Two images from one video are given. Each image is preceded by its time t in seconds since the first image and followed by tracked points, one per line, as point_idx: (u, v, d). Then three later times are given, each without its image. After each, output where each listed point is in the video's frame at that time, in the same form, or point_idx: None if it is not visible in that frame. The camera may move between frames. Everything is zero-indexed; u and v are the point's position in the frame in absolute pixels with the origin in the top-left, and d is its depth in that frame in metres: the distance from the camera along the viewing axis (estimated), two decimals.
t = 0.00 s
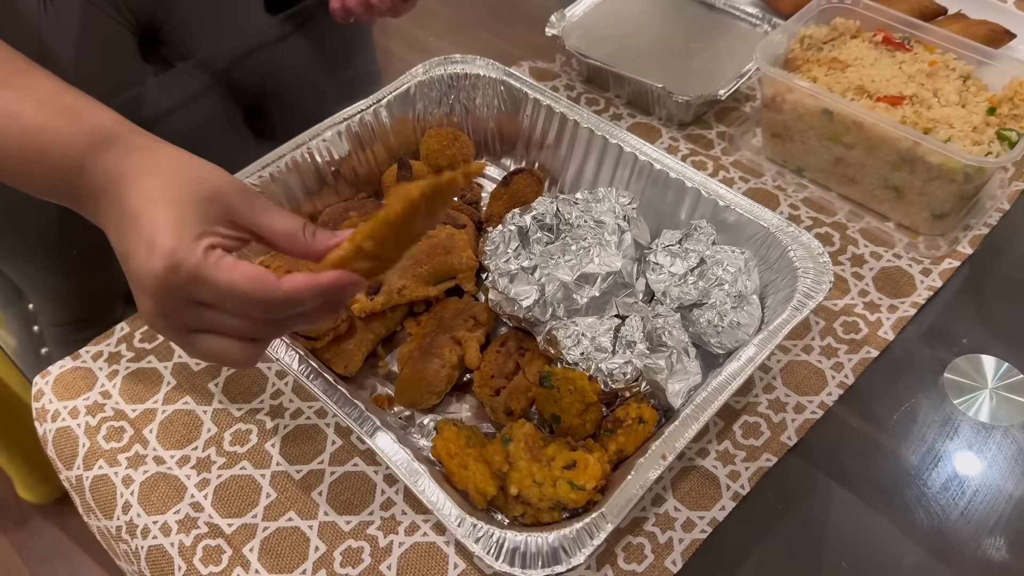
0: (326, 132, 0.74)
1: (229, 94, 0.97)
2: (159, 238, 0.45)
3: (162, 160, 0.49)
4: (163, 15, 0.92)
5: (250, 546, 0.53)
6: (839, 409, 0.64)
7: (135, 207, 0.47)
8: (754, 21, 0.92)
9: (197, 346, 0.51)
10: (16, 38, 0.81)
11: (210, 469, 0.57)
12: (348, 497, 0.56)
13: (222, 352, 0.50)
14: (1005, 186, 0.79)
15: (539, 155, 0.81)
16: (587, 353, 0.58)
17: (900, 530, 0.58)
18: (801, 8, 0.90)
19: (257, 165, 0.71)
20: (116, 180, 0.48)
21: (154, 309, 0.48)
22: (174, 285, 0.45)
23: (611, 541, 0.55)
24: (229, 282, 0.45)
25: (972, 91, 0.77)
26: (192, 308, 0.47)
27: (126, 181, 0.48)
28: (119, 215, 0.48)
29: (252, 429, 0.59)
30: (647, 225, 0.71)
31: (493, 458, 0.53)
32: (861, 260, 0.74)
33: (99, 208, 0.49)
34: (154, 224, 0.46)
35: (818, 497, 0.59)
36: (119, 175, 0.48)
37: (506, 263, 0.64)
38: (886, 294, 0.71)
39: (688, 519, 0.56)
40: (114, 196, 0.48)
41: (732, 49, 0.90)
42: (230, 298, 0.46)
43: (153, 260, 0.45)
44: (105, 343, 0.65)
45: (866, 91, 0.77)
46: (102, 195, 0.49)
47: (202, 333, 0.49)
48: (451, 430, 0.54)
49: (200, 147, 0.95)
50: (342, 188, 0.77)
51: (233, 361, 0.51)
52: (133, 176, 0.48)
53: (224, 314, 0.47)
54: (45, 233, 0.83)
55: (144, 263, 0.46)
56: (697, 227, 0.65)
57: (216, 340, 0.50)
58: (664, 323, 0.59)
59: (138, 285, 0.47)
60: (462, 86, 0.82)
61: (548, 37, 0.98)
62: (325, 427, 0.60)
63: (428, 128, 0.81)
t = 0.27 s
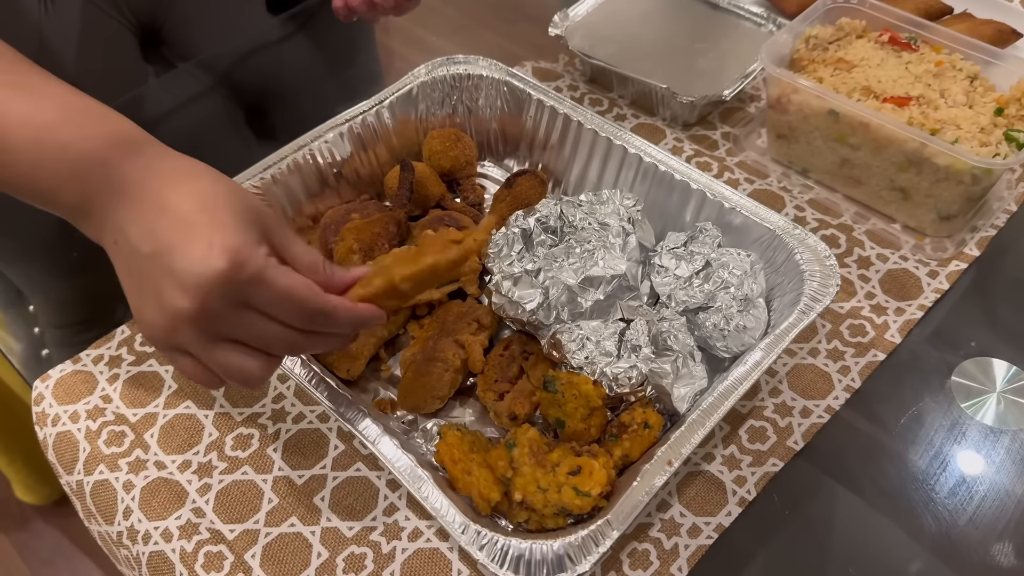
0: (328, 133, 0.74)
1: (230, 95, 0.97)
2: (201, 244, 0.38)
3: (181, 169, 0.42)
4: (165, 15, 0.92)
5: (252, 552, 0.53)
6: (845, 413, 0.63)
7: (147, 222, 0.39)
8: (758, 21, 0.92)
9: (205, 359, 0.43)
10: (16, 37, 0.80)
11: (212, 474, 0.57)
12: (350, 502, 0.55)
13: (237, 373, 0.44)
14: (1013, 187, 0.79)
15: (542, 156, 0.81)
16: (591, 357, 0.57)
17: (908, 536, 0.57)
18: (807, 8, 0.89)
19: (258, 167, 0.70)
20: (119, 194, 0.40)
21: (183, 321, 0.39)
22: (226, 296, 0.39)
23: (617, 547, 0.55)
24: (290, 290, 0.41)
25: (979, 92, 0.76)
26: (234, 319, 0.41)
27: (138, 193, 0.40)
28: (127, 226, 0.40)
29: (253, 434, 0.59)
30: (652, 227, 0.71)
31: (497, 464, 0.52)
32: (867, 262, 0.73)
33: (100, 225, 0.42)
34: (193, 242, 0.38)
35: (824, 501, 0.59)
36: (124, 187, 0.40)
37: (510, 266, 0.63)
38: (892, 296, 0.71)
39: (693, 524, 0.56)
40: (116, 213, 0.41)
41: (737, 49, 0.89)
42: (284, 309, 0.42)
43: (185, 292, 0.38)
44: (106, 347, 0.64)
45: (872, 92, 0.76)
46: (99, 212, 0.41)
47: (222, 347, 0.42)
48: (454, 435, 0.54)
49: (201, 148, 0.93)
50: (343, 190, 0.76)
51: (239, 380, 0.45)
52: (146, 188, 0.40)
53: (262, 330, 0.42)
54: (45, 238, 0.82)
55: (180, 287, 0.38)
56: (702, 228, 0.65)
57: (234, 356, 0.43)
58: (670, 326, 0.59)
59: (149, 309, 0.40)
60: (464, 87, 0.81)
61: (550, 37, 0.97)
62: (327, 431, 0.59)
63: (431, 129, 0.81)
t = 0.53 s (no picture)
0: (329, 136, 0.73)
1: (231, 97, 0.97)
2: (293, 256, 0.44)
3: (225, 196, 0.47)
4: (166, 14, 0.91)
5: (255, 557, 0.52)
6: (851, 417, 0.62)
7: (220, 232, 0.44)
8: (762, 22, 0.91)
9: (250, 353, 0.42)
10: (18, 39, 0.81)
11: (214, 478, 0.56)
12: (353, 508, 0.55)
13: (276, 373, 0.42)
14: (1018, 189, 0.78)
15: (545, 157, 0.80)
16: (595, 362, 0.57)
17: (914, 541, 0.57)
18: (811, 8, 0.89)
19: (260, 171, 0.70)
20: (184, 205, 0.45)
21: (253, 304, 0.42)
22: (297, 293, 0.44)
23: (622, 552, 0.54)
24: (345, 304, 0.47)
25: (985, 93, 0.75)
26: (293, 310, 0.43)
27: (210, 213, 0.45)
28: (197, 234, 0.43)
29: (256, 438, 0.59)
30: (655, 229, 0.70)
31: (500, 472, 0.52)
32: (872, 264, 0.73)
33: (149, 232, 0.44)
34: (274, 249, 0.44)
35: (829, 505, 0.58)
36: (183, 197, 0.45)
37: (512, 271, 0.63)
38: (897, 299, 0.70)
39: (699, 530, 0.55)
40: (176, 222, 0.44)
41: (740, 50, 0.89)
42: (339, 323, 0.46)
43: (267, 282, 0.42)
44: (107, 351, 0.64)
45: (877, 93, 0.76)
46: (151, 220, 0.44)
47: (271, 343, 0.42)
48: (457, 444, 0.53)
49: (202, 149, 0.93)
50: (345, 193, 0.76)
51: (273, 384, 0.43)
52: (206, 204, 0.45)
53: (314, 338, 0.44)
54: (44, 239, 0.84)
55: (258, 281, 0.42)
56: (705, 230, 0.65)
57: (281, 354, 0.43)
58: (673, 330, 0.59)
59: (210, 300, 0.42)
60: (466, 87, 0.81)
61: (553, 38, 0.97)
62: (330, 436, 0.59)
63: (433, 131, 0.81)
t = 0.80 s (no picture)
0: (327, 138, 0.73)
1: (232, 98, 0.98)
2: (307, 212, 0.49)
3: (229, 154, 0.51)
4: (165, 16, 0.90)
5: (252, 559, 0.52)
6: (849, 418, 0.63)
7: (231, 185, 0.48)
8: (759, 23, 0.91)
9: (273, 302, 0.48)
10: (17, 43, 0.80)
11: (211, 480, 0.56)
12: (350, 509, 0.55)
13: (300, 320, 0.49)
14: (1015, 190, 0.78)
15: (543, 159, 0.80)
16: (592, 363, 0.57)
17: (912, 542, 0.57)
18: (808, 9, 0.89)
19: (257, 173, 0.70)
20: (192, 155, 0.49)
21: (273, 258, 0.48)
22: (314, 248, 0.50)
23: (618, 553, 0.54)
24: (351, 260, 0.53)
25: (982, 94, 0.75)
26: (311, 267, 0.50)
27: (221, 167, 0.49)
28: (203, 187, 0.48)
29: (253, 440, 0.59)
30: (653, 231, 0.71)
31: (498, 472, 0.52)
32: (870, 265, 0.73)
33: (154, 184, 0.48)
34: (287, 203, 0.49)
35: (826, 506, 0.58)
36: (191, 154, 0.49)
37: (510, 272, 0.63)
38: (894, 300, 0.70)
39: (695, 531, 0.55)
40: (184, 176, 0.48)
41: (738, 51, 0.89)
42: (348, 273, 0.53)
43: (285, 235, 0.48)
44: (104, 352, 0.64)
45: (874, 95, 0.76)
46: (155, 173, 0.48)
47: (293, 294, 0.49)
48: (454, 444, 0.53)
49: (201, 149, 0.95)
50: (342, 194, 0.76)
51: (298, 332, 0.49)
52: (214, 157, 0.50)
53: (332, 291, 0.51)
54: (43, 240, 0.80)
55: (278, 239, 0.48)
56: (702, 232, 0.65)
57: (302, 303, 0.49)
58: (671, 332, 0.59)
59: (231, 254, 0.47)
60: (463, 89, 0.81)
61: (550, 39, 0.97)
62: (326, 438, 0.59)
63: (430, 132, 0.81)
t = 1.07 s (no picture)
0: (325, 137, 0.73)
1: (229, 98, 0.98)
2: (232, 232, 0.45)
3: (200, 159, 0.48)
4: (163, 16, 0.90)
5: (251, 557, 0.52)
6: (846, 416, 0.63)
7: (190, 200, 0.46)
8: (758, 22, 0.92)
9: (248, 328, 0.51)
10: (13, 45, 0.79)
11: (210, 479, 0.56)
12: (348, 508, 0.55)
13: (276, 338, 0.52)
14: (1013, 188, 0.78)
15: (541, 159, 0.80)
16: (590, 361, 0.57)
17: (910, 540, 0.57)
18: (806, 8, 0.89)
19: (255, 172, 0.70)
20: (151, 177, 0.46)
21: (229, 291, 0.47)
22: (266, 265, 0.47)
23: (616, 552, 0.54)
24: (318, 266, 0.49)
25: (980, 92, 0.75)
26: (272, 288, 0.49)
27: (178, 178, 0.46)
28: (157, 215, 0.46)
29: (251, 439, 0.59)
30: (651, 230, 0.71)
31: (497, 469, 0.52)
32: (868, 264, 0.73)
33: (121, 207, 0.46)
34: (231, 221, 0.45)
35: (824, 504, 0.58)
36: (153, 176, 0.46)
37: (508, 269, 0.63)
38: (892, 298, 0.70)
39: (693, 529, 0.55)
40: (141, 202, 0.46)
41: (736, 51, 0.89)
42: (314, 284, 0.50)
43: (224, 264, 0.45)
44: (103, 352, 0.64)
45: (872, 93, 0.76)
46: (117, 197, 0.46)
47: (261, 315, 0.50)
48: (452, 441, 0.53)
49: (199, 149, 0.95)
50: (341, 194, 0.76)
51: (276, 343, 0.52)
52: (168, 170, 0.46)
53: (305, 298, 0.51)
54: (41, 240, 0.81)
55: (213, 254, 0.45)
56: (701, 231, 0.65)
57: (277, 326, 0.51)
58: (669, 330, 0.59)
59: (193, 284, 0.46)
60: (462, 89, 0.81)
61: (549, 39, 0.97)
62: (325, 436, 0.59)
63: (429, 132, 0.81)
